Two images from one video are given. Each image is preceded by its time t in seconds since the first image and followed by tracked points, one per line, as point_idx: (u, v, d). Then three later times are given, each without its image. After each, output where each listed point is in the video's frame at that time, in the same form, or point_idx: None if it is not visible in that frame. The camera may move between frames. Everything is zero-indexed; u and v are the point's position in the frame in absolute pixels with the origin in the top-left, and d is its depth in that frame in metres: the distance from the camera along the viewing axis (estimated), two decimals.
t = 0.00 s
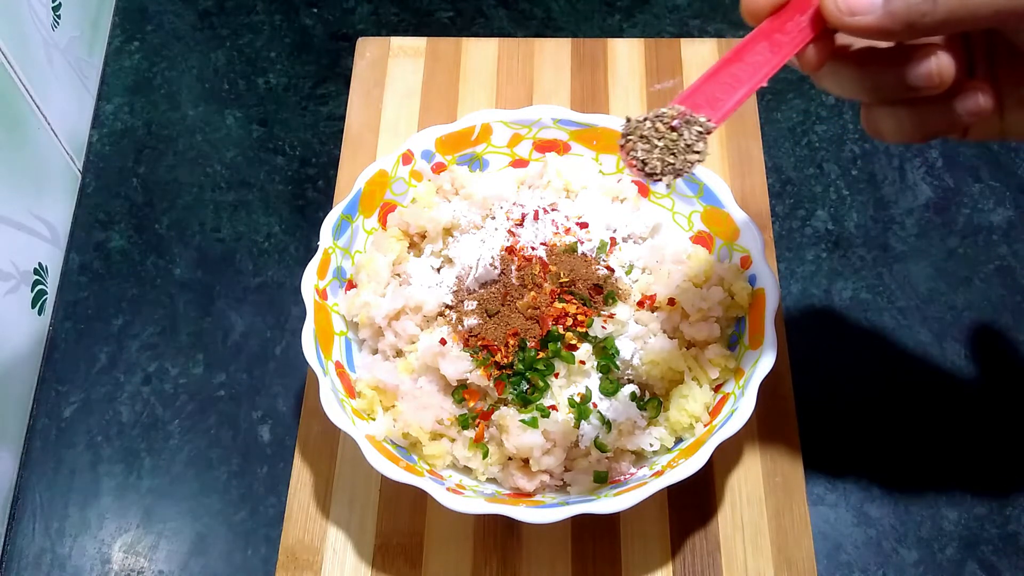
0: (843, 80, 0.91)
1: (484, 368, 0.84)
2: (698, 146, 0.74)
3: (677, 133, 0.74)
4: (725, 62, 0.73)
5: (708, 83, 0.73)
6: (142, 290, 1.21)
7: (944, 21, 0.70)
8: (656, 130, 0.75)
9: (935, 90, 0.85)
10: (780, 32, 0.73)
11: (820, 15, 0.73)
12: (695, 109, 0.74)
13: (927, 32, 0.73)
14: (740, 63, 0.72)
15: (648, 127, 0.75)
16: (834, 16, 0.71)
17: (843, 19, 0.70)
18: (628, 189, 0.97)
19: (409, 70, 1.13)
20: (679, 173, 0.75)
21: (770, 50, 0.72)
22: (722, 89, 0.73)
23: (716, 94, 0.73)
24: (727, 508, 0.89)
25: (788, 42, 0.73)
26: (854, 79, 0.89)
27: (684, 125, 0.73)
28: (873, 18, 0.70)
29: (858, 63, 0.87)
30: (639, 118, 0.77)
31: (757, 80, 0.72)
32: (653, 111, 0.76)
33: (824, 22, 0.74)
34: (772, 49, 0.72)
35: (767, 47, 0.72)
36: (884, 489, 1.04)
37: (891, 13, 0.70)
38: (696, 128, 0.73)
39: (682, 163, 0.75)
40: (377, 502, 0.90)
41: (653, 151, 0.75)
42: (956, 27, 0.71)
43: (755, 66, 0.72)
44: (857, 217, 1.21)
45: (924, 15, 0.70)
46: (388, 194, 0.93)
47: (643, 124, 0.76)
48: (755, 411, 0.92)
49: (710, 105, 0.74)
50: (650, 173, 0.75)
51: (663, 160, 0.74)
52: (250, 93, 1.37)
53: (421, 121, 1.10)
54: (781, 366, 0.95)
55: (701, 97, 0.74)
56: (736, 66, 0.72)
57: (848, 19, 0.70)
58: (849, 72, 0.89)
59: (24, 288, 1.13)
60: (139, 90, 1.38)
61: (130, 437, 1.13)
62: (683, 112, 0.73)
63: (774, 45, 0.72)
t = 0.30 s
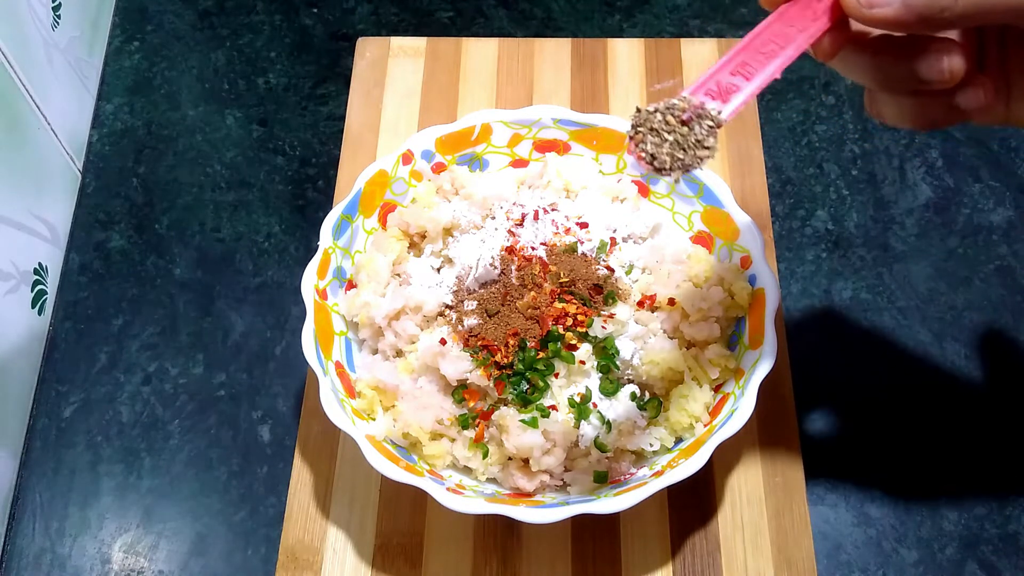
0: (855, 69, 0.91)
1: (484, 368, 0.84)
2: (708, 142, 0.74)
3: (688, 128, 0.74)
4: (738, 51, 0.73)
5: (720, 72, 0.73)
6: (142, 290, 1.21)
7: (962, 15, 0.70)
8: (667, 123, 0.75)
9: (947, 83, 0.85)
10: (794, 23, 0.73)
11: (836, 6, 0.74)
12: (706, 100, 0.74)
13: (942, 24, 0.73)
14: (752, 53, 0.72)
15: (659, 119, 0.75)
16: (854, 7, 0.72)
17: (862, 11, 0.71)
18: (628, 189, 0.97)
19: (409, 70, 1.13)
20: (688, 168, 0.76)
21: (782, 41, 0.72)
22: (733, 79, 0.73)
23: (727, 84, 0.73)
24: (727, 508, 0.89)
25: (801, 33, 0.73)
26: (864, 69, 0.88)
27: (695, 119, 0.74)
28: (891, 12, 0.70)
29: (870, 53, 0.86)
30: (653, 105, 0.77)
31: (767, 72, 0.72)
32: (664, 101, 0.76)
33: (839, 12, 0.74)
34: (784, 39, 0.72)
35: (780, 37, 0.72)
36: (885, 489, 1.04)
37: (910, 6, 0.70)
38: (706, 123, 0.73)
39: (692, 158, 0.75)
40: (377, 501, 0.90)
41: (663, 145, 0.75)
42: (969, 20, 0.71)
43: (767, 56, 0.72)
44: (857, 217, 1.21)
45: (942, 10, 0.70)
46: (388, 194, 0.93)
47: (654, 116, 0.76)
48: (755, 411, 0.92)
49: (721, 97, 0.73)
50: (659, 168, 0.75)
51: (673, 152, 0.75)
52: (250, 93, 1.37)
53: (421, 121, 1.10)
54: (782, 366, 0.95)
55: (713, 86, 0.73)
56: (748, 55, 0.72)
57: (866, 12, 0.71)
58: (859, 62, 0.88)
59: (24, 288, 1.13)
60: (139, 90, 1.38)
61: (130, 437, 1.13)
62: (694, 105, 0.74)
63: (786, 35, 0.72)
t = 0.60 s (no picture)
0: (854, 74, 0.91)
1: (484, 368, 0.84)
2: (710, 143, 0.73)
3: (689, 129, 0.74)
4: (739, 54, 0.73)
5: (721, 76, 0.74)
6: (142, 290, 1.21)
7: (957, 15, 0.70)
8: (668, 126, 0.75)
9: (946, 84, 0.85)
10: (793, 25, 0.73)
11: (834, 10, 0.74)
12: (707, 103, 0.74)
13: (938, 26, 0.73)
14: (752, 57, 0.73)
15: (661, 121, 0.75)
16: (848, 10, 0.71)
17: (858, 13, 0.71)
18: (628, 189, 0.97)
19: (409, 70, 1.13)
20: (690, 169, 0.74)
21: (781, 43, 0.73)
22: (733, 83, 0.74)
23: (727, 87, 0.74)
24: (727, 508, 0.89)
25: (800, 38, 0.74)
26: (864, 71, 0.88)
27: (696, 121, 0.73)
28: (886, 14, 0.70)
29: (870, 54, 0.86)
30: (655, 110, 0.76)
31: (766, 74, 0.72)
32: (665, 105, 0.76)
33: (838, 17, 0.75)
34: (784, 42, 0.73)
35: (780, 40, 0.73)
36: (884, 488, 1.04)
37: (905, 9, 0.70)
38: (708, 124, 0.73)
39: (694, 159, 0.74)
40: (377, 501, 0.90)
41: (665, 147, 0.74)
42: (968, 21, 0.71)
43: (768, 59, 0.72)
44: (857, 217, 1.21)
45: (937, 10, 0.70)
46: (388, 194, 0.93)
47: (655, 119, 0.75)
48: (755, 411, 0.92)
49: (721, 100, 0.74)
50: (661, 169, 0.74)
51: (674, 154, 0.74)
52: (250, 93, 1.37)
53: (421, 121, 1.10)
54: (782, 366, 0.95)
55: (713, 90, 0.74)
56: (748, 59, 0.73)
57: (861, 14, 0.70)
58: (858, 63, 0.88)
59: (24, 288, 1.13)
60: (139, 90, 1.37)
61: (130, 437, 1.12)
62: (695, 107, 0.74)
63: (786, 39, 0.73)
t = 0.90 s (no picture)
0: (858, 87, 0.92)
1: (484, 368, 0.84)
2: (720, 161, 0.73)
3: (699, 149, 0.74)
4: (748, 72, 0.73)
5: (730, 96, 0.73)
6: (142, 290, 1.21)
7: (961, 31, 0.70)
8: (679, 146, 0.75)
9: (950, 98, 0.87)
10: (800, 43, 0.74)
11: (839, 28, 0.75)
12: (716, 122, 0.74)
13: (943, 41, 0.73)
14: (760, 76, 0.73)
15: (672, 142, 0.75)
16: (854, 28, 0.71)
17: (863, 31, 0.70)
18: (628, 189, 0.97)
19: (409, 70, 1.13)
20: (701, 188, 0.75)
21: (789, 60, 0.73)
22: (742, 101, 0.73)
23: (736, 106, 0.73)
24: (727, 508, 0.89)
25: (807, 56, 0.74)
26: (870, 87, 0.89)
27: (706, 141, 0.73)
28: (891, 31, 0.70)
29: (876, 71, 0.87)
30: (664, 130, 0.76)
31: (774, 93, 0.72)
32: (675, 125, 0.76)
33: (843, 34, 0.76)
34: (791, 61, 0.73)
35: (787, 58, 0.73)
36: (884, 488, 1.04)
37: (910, 25, 0.70)
38: (717, 143, 0.73)
39: (704, 178, 0.75)
40: (377, 501, 0.90)
41: (676, 167, 0.74)
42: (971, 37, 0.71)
43: (777, 78, 0.72)
44: (857, 217, 1.21)
45: (941, 27, 0.70)
46: (388, 194, 0.93)
47: (666, 139, 0.76)
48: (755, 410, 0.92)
49: (730, 119, 0.73)
50: (672, 189, 0.75)
51: (686, 175, 0.74)
52: (250, 93, 1.37)
53: (421, 121, 1.10)
54: (782, 366, 0.95)
55: (722, 109, 0.74)
56: (756, 79, 0.73)
57: (867, 31, 0.70)
58: (864, 79, 0.89)
59: (24, 288, 1.13)
60: (139, 90, 1.37)
61: (130, 437, 1.13)
62: (705, 127, 0.73)
63: (793, 57, 0.73)
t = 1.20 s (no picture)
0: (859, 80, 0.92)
1: (484, 368, 0.84)
2: (717, 155, 0.74)
3: (697, 142, 0.74)
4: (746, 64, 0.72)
5: (727, 88, 0.73)
6: (142, 290, 1.21)
7: (962, 24, 0.70)
8: (676, 138, 0.75)
9: (951, 93, 0.86)
10: (798, 35, 0.73)
11: (839, 19, 0.74)
12: (713, 115, 0.73)
13: (943, 34, 0.73)
14: (758, 68, 0.72)
15: (669, 134, 0.75)
16: (854, 21, 0.70)
17: (863, 24, 0.70)
18: (628, 189, 0.97)
19: (409, 70, 1.13)
20: (698, 182, 0.75)
21: (787, 53, 0.72)
22: (739, 94, 0.73)
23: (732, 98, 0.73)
24: (727, 508, 0.89)
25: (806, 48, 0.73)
26: (870, 80, 0.89)
27: (703, 134, 0.73)
28: (891, 23, 0.70)
29: (875, 64, 0.87)
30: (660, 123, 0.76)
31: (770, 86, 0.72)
32: (672, 117, 0.76)
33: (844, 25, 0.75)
34: (789, 53, 0.72)
35: (786, 50, 0.72)
36: (884, 488, 1.04)
37: (910, 17, 0.71)
38: (715, 136, 0.73)
39: (702, 171, 0.75)
40: (377, 501, 0.90)
41: (673, 160, 0.75)
42: (972, 30, 0.71)
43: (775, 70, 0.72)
44: (857, 217, 1.21)
45: (942, 19, 0.71)
46: (388, 194, 0.93)
47: (663, 132, 0.76)
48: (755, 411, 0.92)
49: (728, 112, 0.73)
50: (669, 182, 0.75)
51: (683, 167, 0.74)
52: (250, 93, 1.37)
53: (422, 121, 1.10)
54: (782, 366, 0.95)
55: (720, 102, 0.73)
56: (753, 71, 0.72)
57: (866, 23, 0.69)
58: (865, 72, 0.89)
59: (24, 288, 1.13)
60: (139, 90, 1.37)
61: (130, 437, 1.13)
62: (702, 120, 0.73)
63: (791, 50, 0.72)
